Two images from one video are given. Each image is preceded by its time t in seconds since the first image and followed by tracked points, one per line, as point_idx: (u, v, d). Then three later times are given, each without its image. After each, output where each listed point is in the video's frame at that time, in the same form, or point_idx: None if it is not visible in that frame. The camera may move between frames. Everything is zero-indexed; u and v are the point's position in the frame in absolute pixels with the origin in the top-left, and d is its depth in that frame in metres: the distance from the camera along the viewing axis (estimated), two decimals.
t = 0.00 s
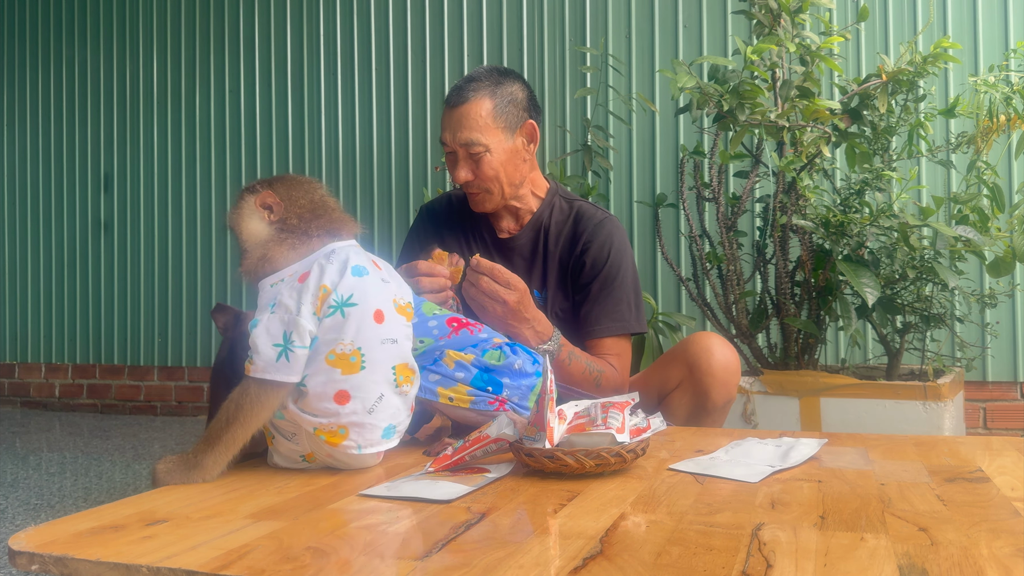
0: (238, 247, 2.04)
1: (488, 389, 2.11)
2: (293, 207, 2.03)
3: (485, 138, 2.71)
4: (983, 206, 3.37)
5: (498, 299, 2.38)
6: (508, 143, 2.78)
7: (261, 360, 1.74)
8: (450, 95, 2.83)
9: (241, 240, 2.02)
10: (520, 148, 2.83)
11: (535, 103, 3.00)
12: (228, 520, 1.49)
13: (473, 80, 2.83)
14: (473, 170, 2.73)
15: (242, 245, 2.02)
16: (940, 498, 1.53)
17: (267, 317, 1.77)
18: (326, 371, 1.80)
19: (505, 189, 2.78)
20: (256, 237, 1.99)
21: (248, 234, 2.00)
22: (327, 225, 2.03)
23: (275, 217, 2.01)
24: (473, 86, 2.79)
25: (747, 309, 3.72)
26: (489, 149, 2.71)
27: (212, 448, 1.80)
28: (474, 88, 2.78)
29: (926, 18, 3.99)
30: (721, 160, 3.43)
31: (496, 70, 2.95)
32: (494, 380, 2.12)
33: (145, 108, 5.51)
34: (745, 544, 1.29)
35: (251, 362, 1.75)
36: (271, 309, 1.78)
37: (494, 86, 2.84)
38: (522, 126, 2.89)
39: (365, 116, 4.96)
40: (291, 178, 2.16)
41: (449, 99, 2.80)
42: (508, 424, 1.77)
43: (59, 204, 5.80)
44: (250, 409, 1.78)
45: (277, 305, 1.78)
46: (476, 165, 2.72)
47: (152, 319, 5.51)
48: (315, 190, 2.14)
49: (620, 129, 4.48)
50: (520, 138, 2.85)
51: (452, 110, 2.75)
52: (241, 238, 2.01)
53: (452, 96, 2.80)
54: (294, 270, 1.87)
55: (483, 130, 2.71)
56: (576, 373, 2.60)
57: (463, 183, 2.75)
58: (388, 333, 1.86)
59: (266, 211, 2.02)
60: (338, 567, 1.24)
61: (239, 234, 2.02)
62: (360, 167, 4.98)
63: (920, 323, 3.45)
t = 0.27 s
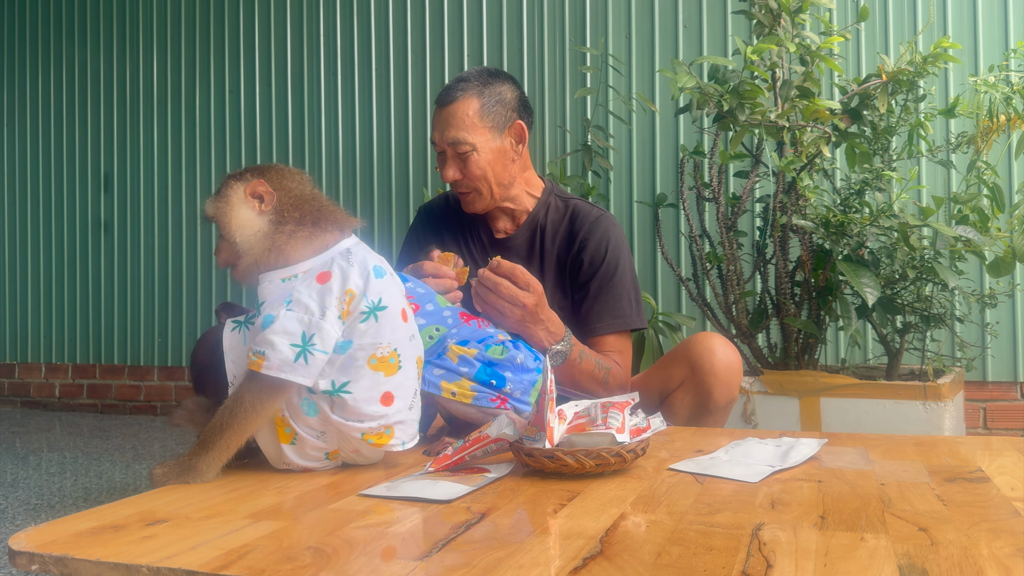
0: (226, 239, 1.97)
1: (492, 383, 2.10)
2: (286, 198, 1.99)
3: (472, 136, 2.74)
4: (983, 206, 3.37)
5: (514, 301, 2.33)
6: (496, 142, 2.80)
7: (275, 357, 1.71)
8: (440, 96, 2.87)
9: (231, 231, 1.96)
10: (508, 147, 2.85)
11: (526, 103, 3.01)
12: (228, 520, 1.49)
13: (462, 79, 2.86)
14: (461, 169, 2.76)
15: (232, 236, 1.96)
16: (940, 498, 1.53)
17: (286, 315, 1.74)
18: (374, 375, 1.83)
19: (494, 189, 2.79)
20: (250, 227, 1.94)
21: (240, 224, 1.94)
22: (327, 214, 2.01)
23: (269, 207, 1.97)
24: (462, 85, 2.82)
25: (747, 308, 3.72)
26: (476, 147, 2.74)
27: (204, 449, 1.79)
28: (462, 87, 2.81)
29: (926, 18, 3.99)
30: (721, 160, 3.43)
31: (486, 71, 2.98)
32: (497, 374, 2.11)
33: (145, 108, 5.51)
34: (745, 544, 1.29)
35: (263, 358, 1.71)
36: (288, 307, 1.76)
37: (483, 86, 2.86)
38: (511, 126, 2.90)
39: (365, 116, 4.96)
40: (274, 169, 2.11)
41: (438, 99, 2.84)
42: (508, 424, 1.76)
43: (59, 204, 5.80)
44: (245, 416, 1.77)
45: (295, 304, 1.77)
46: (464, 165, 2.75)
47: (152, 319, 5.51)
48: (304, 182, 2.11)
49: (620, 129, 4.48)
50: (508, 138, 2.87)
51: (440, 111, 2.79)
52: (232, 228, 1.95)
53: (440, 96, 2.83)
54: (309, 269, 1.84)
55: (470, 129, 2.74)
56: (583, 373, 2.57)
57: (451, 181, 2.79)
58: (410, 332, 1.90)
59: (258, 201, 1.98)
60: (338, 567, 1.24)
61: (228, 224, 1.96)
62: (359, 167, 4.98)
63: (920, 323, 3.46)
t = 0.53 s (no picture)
0: (246, 230, 1.97)
1: (511, 375, 2.06)
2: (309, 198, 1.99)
3: (463, 140, 2.74)
4: (982, 206, 3.37)
5: (530, 304, 2.26)
6: (487, 145, 2.79)
7: (320, 364, 1.73)
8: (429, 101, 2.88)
9: (252, 224, 1.95)
10: (500, 149, 2.84)
11: (515, 104, 2.99)
12: (228, 520, 1.49)
13: (449, 83, 2.86)
14: (453, 173, 2.77)
15: (253, 229, 1.96)
16: (940, 498, 1.53)
17: (327, 322, 1.77)
18: (400, 384, 1.91)
19: (487, 190, 2.81)
20: (272, 224, 1.95)
21: (262, 219, 1.95)
22: (348, 216, 2.02)
23: (292, 204, 1.98)
24: (450, 88, 2.82)
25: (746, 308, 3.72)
26: (467, 151, 2.74)
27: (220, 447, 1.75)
28: (450, 91, 2.81)
29: (926, 18, 3.99)
30: (721, 159, 3.43)
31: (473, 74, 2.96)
32: (519, 366, 2.09)
33: (145, 109, 5.51)
34: (745, 544, 1.29)
35: (307, 364, 1.73)
36: (328, 314, 1.79)
37: (471, 88, 2.85)
38: (503, 126, 2.88)
39: (365, 116, 4.97)
40: (298, 162, 2.10)
41: (428, 104, 2.84)
42: (508, 424, 1.76)
43: (59, 203, 5.80)
44: (268, 415, 1.75)
45: (335, 310, 1.80)
46: (457, 169, 2.77)
47: (152, 318, 5.51)
48: (328, 179, 2.10)
49: (620, 129, 4.48)
50: (500, 140, 2.86)
51: (430, 116, 2.79)
52: (253, 222, 1.95)
53: (429, 101, 2.84)
54: (343, 273, 1.89)
55: (460, 133, 2.74)
56: (590, 371, 2.57)
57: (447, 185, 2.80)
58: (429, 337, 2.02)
59: (281, 197, 1.98)
60: (338, 567, 1.24)
61: (249, 217, 1.96)
62: (359, 167, 4.98)
63: (920, 323, 3.46)
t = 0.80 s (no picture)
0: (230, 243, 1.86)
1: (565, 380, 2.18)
2: (291, 204, 1.88)
3: (458, 141, 2.74)
4: (982, 206, 3.37)
5: (569, 270, 2.28)
6: (483, 145, 2.80)
7: (336, 369, 1.74)
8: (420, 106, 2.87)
9: (234, 236, 1.84)
10: (496, 148, 2.84)
11: (506, 103, 2.99)
12: (228, 520, 1.49)
13: (441, 86, 2.86)
14: (450, 175, 2.76)
15: (235, 241, 1.85)
16: (940, 498, 1.53)
17: (337, 325, 1.76)
18: (405, 387, 1.94)
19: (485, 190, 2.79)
20: (255, 234, 1.84)
21: (244, 229, 1.83)
22: (338, 219, 1.92)
23: (274, 211, 1.86)
24: (441, 91, 2.82)
25: (746, 308, 3.72)
26: (463, 152, 2.74)
27: (229, 465, 1.70)
28: (442, 93, 2.81)
29: (926, 18, 3.99)
30: (721, 160, 3.42)
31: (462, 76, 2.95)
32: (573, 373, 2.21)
33: (145, 108, 5.51)
34: (744, 544, 1.29)
35: (323, 370, 1.73)
36: (336, 316, 1.77)
37: (462, 90, 2.85)
38: (496, 125, 2.90)
39: (365, 116, 4.97)
40: (278, 166, 1.98)
41: (419, 108, 2.83)
42: (508, 424, 1.78)
43: (59, 203, 5.80)
44: (300, 424, 1.76)
45: (342, 312, 1.78)
46: (453, 171, 2.75)
47: (152, 318, 5.51)
48: (309, 181, 1.97)
49: (619, 129, 4.48)
50: (495, 140, 2.87)
51: (422, 121, 2.79)
52: (236, 234, 1.84)
53: (420, 106, 2.83)
54: (344, 274, 1.85)
55: (455, 134, 2.74)
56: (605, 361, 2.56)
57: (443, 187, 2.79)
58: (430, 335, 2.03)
59: (261, 205, 1.86)
60: (338, 567, 1.24)
61: (230, 229, 1.84)
62: (359, 168, 4.98)
63: (920, 323, 3.46)
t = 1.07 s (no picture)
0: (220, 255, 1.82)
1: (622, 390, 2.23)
2: (281, 210, 1.86)
3: (466, 139, 2.73)
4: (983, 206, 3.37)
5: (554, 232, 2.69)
6: (489, 142, 2.79)
7: (352, 369, 1.75)
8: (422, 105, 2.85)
9: (225, 247, 1.82)
10: (500, 146, 2.84)
11: (507, 102, 3.00)
12: (228, 521, 1.49)
13: (444, 84, 2.84)
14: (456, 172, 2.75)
15: (228, 252, 1.82)
16: (940, 498, 1.53)
17: (347, 326, 1.78)
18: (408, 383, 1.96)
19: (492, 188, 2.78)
20: (249, 243, 1.82)
21: (238, 240, 1.81)
22: (330, 218, 1.92)
23: (265, 218, 1.84)
24: (446, 89, 2.81)
25: (747, 308, 3.71)
26: (471, 150, 2.74)
27: (228, 470, 1.71)
28: (447, 90, 2.80)
29: (926, 18, 3.99)
30: (721, 160, 3.42)
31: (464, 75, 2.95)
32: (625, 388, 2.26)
33: (145, 109, 5.51)
34: (745, 543, 1.29)
35: (339, 371, 1.74)
36: (345, 317, 1.79)
37: (466, 88, 2.85)
38: (502, 123, 2.89)
39: (365, 116, 4.96)
40: (253, 171, 1.95)
41: (423, 106, 2.82)
42: (509, 424, 1.77)
43: (59, 203, 5.80)
44: (302, 428, 1.75)
45: (351, 313, 1.80)
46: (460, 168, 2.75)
47: (152, 318, 5.51)
48: (294, 184, 1.96)
49: (619, 129, 4.48)
50: (500, 137, 2.87)
51: (427, 118, 2.77)
52: (229, 245, 1.81)
53: (423, 104, 2.82)
54: (347, 275, 1.86)
55: (462, 131, 2.73)
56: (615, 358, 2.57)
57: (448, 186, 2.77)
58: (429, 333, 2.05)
59: (250, 212, 1.84)
60: (337, 567, 1.24)
61: (221, 241, 1.81)
62: (359, 168, 4.98)
63: (920, 323, 3.46)
